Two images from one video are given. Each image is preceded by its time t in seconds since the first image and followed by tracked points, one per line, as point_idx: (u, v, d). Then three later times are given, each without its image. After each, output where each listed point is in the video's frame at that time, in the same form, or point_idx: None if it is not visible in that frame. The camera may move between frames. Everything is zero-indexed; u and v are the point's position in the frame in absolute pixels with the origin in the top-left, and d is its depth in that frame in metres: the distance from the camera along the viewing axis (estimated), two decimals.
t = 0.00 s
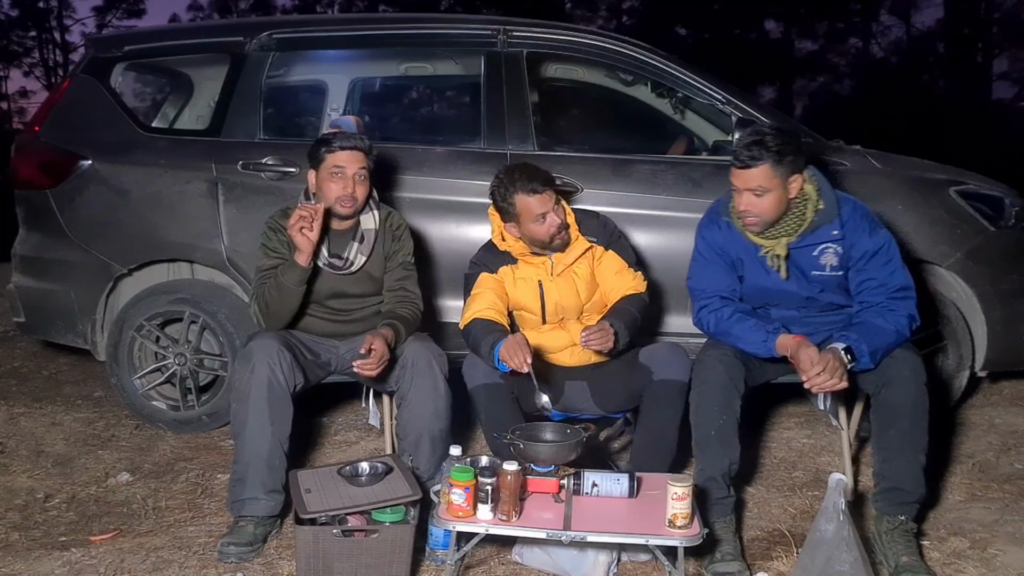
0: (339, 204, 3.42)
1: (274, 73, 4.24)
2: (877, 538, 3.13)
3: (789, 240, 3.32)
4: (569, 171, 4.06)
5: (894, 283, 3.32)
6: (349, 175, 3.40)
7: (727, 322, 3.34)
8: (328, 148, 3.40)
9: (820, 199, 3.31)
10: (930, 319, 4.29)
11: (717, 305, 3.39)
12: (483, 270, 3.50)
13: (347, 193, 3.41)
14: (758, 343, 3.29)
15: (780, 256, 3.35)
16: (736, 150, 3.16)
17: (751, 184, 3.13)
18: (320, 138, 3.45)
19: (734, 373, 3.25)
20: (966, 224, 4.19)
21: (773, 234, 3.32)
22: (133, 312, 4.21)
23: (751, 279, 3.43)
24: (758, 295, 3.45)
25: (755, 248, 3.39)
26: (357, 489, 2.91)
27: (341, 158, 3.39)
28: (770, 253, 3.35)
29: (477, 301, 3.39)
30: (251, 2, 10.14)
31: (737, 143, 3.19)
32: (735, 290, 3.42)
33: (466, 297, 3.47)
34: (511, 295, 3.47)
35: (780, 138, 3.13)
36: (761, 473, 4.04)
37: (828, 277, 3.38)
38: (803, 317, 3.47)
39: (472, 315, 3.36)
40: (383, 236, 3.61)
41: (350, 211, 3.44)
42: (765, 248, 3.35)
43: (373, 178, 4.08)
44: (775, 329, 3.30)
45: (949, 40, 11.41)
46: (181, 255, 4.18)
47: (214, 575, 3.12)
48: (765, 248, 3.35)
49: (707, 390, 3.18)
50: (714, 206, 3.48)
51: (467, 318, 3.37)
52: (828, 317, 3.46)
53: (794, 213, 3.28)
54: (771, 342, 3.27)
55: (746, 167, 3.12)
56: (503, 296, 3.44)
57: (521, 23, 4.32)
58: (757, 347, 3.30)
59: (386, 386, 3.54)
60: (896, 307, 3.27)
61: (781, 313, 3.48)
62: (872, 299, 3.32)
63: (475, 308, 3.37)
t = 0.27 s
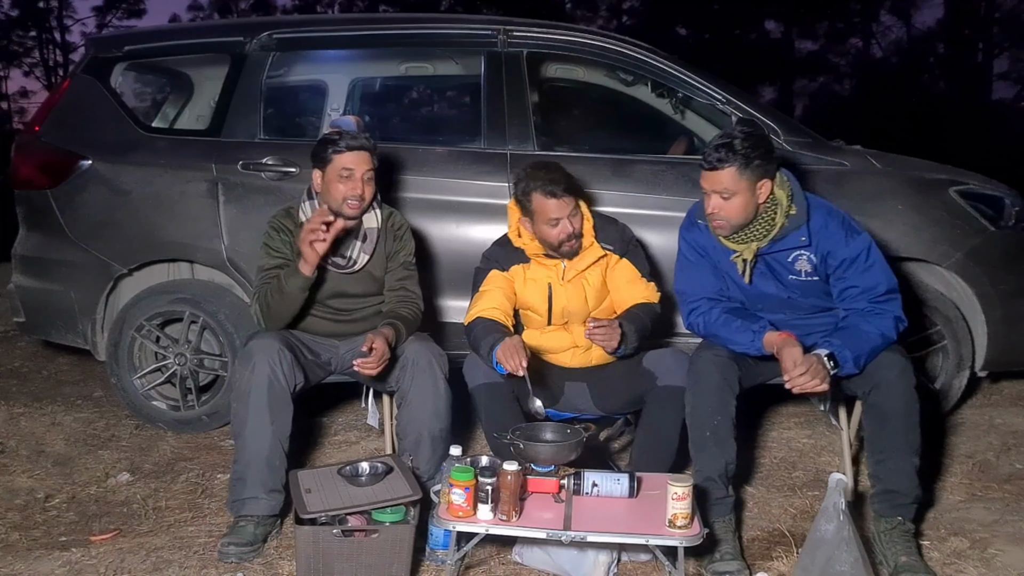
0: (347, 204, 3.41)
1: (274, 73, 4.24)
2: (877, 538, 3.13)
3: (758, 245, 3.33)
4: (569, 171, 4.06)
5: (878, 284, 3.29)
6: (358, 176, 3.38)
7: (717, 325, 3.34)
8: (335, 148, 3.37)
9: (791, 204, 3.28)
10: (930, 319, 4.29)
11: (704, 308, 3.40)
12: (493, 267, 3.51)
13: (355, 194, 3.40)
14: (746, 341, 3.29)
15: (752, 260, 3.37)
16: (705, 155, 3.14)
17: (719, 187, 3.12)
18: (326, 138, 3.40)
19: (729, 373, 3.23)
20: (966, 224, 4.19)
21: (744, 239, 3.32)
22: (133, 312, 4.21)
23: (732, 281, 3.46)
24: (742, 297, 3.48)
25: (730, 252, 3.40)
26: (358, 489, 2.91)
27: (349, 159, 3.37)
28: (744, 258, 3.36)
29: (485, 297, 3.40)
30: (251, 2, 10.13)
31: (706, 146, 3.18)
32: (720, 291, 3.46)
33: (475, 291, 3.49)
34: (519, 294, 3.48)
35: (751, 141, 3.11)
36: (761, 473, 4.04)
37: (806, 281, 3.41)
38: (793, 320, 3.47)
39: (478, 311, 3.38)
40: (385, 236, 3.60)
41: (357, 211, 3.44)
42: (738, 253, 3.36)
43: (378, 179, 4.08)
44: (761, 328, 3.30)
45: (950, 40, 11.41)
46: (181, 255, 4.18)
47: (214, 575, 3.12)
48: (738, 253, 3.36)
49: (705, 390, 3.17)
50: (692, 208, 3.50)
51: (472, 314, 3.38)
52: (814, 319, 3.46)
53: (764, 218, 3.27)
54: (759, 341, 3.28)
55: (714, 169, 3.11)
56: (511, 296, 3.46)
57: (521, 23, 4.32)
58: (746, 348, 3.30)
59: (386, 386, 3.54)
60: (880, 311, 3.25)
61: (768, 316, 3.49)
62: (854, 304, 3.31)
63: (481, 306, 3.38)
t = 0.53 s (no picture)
0: (357, 209, 3.42)
1: (274, 73, 4.24)
2: (877, 538, 3.13)
3: (746, 251, 3.35)
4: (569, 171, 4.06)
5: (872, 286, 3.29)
6: (369, 184, 3.38)
7: (716, 327, 3.33)
8: (343, 156, 3.34)
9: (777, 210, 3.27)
10: (930, 319, 4.29)
11: (703, 309, 3.39)
12: (508, 262, 3.51)
13: (366, 200, 3.40)
14: (745, 343, 3.30)
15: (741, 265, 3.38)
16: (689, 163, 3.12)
17: (707, 198, 3.11)
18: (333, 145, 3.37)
19: (728, 375, 3.23)
20: (965, 224, 4.19)
21: (731, 246, 3.34)
22: (133, 313, 4.21)
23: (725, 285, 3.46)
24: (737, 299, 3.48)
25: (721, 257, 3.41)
26: (357, 489, 2.91)
27: (361, 168, 3.35)
28: (734, 264, 3.38)
29: (498, 293, 3.45)
30: (251, 2, 10.13)
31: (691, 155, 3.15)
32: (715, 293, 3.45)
33: (489, 284, 3.52)
34: (532, 292, 3.50)
35: (735, 148, 3.09)
36: (761, 473, 4.04)
37: (797, 284, 3.42)
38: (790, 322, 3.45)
39: (487, 306, 3.42)
40: (387, 237, 3.60)
41: (367, 215, 3.45)
42: (728, 259, 3.37)
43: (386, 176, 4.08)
44: (759, 330, 3.30)
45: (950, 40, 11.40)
46: (181, 255, 4.18)
47: (214, 574, 3.12)
48: (728, 258, 3.37)
49: (704, 391, 3.16)
50: (682, 212, 3.50)
51: (482, 308, 3.43)
52: (811, 321, 3.44)
53: (752, 224, 3.27)
54: (757, 342, 3.29)
55: (700, 179, 3.09)
56: (523, 292, 3.48)
57: (521, 23, 4.32)
58: (745, 348, 3.31)
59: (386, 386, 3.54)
60: (873, 314, 3.25)
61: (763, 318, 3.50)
62: (847, 307, 3.30)
63: (491, 301, 3.43)
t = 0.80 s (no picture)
0: (356, 214, 3.41)
1: (274, 73, 4.24)
2: (877, 538, 3.13)
3: (751, 253, 3.33)
4: (569, 171, 4.06)
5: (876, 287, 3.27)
6: (367, 189, 3.38)
7: (718, 330, 3.34)
8: (342, 161, 3.34)
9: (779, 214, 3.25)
10: (930, 319, 4.30)
11: (706, 312, 3.39)
12: (510, 269, 3.49)
13: (364, 205, 3.39)
14: (750, 345, 3.30)
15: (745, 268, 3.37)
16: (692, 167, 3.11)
17: (710, 203, 3.11)
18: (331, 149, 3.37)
19: (731, 376, 3.24)
20: (965, 224, 4.19)
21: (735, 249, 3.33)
22: (133, 313, 4.21)
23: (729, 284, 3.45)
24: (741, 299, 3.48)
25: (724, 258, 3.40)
26: (357, 489, 2.91)
27: (359, 173, 3.35)
28: (737, 266, 3.37)
29: (496, 300, 3.44)
30: (251, 2, 10.12)
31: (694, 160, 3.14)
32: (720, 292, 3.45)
33: (489, 291, 3.51)
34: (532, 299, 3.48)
35: (738, 154, 3.08)
36: (761, 473, 4.04)
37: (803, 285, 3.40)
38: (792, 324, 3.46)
39: (485, 315, 3.42)
40: (387, 238, 3.60)
41: (366, 219, 3.45)
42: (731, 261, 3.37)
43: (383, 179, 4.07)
44: (762, 331, 3.31)
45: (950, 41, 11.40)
46: (181, 255, 4.18)
47: (214, 574, 3.12)
48: (732, 260, 3.37)
49: (707, 391, 3.17)
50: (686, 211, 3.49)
51: (479, 316, 3.43)
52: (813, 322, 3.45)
53: (756, 228, 3.25)
54: (762, 344, 3.29)
55: (703, 185, 3.08)
56: (524, 302, 3.45)
57: (521, 23, 4.32)
58: (750, 352, 3.31)
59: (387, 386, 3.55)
60: (877, 318, 3.24)
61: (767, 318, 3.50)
62: (851, 309, 3.29)
63: (489, 309, 3.43)
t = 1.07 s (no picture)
0: (349, 224, 3.40)
1: (274, 73, 4.24)
2: (878, 538, 3.13)
3: (762, 254, 3.35)
4: (569, 171, 4.06)
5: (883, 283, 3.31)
6: (359, 201, 3.34)
7: (728, 329, 3.34)
8: (332, 175, 3.29)
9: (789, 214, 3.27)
10: (930, 319, 4.29)
11: (714, 312, 3.40)
12: (494, 274, 3.45)
13: (357, 216, 3.37)
14: (760, 344, 3.31)
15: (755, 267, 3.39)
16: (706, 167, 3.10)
17: (723, 207, 3.09)
18: (320, 161, 3.31)
19: (739, 376, 3.25)
20: (965, 224, 4.19)
21: (747, 248, 3.33)
22: (133, 313, 4.21)
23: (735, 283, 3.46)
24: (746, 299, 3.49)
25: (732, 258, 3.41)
26: (358, 489, 2.91)
27: (349, 187, 3.31)
28: (746, 265, 3.38)
29: (481, 308, 3.42)
30: (251, 2, 10.12)
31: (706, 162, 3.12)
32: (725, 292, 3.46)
33: (474, 296, 3.49)
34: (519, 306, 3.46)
35: (751, 157, 3.07)
36: (761, 473, 4.04)
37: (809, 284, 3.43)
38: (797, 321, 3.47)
39: (469, 322, 3.41)
40: (387, 238, 3.60)
41: (360, 228, 3.43)
42: (741, 260, 3.37)
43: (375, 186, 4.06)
44: (772, 330, 3.33)
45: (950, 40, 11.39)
46: (181, 255, 4.18)
47: (214, 574, 3.12)
48: (741, 260, 3.38)
49: (712, 391, 3.18)
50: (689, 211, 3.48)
51: (465, 323, 3.42)
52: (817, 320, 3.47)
53: (767, 228, 3.26)
54: (772, 343, 3.30)
55: (716, 188, 3.07)
56: (509, 307, 3.44)
57: (521, 23, 4.32)
58: (759, 351, 3.32)
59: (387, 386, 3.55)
60: (884, 314, 3.26)
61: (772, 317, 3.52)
62: (859, 306, 3.32)
63: (475, 316, 3.42)
